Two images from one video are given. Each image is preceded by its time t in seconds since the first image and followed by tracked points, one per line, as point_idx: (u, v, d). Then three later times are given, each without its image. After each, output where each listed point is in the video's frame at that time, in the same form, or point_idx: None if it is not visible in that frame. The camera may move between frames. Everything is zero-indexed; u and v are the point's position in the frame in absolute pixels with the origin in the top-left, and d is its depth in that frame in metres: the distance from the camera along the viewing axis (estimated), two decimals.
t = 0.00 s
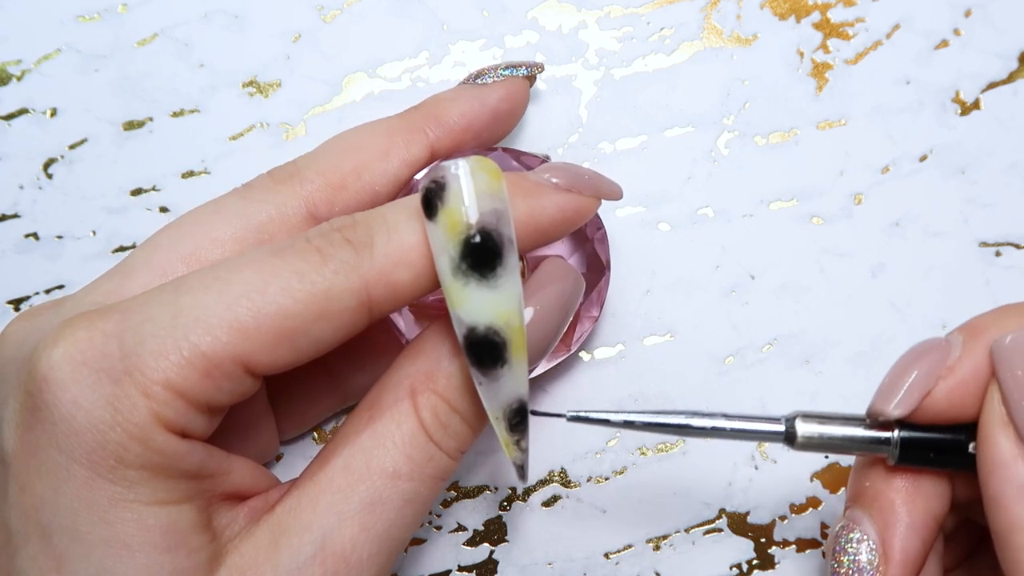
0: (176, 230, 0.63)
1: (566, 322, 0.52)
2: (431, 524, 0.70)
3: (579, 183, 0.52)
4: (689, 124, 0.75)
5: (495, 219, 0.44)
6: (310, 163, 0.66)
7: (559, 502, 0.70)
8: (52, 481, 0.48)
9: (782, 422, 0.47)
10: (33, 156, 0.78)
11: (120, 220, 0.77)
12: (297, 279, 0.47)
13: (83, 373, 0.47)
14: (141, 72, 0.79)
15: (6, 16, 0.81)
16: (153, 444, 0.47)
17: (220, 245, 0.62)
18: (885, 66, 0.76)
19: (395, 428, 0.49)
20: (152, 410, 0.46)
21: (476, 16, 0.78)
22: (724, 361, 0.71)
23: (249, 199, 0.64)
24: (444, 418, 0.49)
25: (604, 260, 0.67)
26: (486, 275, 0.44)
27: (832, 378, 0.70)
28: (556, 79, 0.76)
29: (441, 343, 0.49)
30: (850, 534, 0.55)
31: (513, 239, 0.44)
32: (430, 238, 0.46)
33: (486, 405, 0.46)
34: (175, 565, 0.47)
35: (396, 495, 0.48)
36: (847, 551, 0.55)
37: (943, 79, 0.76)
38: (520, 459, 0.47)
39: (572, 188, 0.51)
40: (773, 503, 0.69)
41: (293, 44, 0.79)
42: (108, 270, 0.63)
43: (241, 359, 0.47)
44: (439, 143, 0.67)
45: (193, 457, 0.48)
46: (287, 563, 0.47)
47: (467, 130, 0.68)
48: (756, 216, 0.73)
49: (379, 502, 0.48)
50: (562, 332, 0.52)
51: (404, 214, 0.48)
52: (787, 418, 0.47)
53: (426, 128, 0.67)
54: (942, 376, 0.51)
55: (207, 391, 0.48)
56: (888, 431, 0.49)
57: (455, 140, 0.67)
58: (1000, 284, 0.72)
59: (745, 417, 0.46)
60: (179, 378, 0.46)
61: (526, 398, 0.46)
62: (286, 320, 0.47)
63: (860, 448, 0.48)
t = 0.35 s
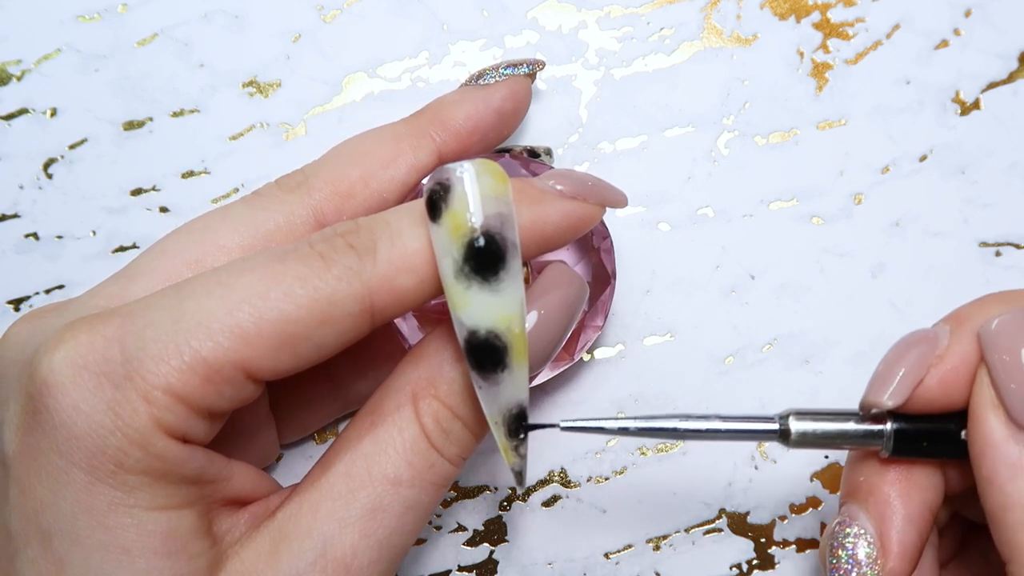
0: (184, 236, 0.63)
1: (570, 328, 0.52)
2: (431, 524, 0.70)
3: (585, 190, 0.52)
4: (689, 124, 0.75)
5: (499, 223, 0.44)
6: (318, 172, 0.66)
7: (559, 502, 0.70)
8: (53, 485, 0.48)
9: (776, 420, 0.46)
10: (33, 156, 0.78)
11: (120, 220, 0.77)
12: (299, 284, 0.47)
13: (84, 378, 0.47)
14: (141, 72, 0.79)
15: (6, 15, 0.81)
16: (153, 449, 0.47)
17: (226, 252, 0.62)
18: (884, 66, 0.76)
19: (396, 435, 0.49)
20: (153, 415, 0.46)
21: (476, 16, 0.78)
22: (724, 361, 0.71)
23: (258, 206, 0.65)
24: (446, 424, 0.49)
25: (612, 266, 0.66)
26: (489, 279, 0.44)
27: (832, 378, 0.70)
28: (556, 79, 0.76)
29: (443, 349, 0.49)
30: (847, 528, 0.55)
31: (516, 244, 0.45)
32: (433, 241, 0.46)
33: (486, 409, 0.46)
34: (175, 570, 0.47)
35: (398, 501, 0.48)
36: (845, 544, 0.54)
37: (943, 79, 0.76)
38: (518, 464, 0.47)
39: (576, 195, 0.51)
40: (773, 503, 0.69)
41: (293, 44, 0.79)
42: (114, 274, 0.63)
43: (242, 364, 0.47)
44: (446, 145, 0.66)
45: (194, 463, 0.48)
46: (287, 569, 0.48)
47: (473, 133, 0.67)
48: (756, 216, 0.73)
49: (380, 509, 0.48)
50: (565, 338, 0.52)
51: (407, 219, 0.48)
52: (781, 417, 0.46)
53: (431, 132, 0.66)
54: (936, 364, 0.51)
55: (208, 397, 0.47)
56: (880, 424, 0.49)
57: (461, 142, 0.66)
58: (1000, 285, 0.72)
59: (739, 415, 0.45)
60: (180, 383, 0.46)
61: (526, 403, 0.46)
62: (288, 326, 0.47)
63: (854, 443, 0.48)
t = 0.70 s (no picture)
0: (184, 236, 0.63)
1: (570, 329, 0.52)
2: (431, 524, 0.70)
3: (584, 191, 0.52)
4: (689, 124, 0.75)
5: (499, 223, 0.44)
6: (319, 172, 0.66)
7: (559, 502, 0.70)
8: (53, 485, 0.48)
9: (777, 417, 0.46)
10: (33, 156, 0.78)
11: (120, 220, 0.77)
12: (299, 285, 0.47)
13: (84, 378, 0.47)
14: (141, 72, 0.79)
15: (6, 15, 0.81)
16: (153, 450, 0.47)
17: (225, 253, 0.62)
18: (884, 66, 0.76)
19: (397, 435, 0.49)
20: (153, 415, 0.46)
21: (476, 16, 0.78)
22: (724, 361, 0.71)
23: (258, 207, 0.65)
24: (446, 424, 0.49)
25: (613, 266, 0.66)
26: (489, 279, 0.44)
27: (832, 378, 0.70)
28: (556, 79, 0.76)
29: (443, 350, 0.49)
30: (846, 525, 0.55)
31: (517, 244, 0.45)
32: (433, 241, 0.46)
33: (486, 409, 0.46)
34: (175, 570, 0.47)
35: (398, 502, 0.48)
36: (844, 542, 0.54)
37: (943, 79, 0.76)
38: (519, 464, 0.47)
39: (576, 196, 0.51)
40: (773, 503, 0.69)
41: (293, 44, 0.79)
42: (114, 274, 0.63)
43: (242, 365, 0.47)
44: (446, 146, 0.66)
45: (194, 464, 0.48)
46: (288, 570, 0.48)
47: (473, 133, 0.67)
48: (756, 216, 0.73)
49: (380, 509, 0.48)
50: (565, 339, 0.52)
51: (408, 220, 0.48)
52: (781, 414, 0.46)
53: (432, 133, 0.66)
54: (938, 359, 0.51)
55: (209, 397, 0.47)
56: (881, 421, 0.49)
57: (461, 143, 0.66)
58: (1000, 285, 0.72)
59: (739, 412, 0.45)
60: (180, 384, 0.46)
61: (526, 404, 0.46)
62: (288, 327, 0.47)
63: (856, 441, 0.48)
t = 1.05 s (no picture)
0: (182, 236, 0.63)
1: (570, 328, 0.52)
2: (431, 524, 0.70)
3: (584, 190, 0.52)
4: (689, 124, 0.75)
5: (498, 222, 0.44)
6: (318, 173, 0.66)
7: (559, 502, 0.70)
8: (52, 485, 0.48)
9: (769, 422, 0.46)
10: (33, 156, 0.78)
11: (120, 220, 0.77)
12: (298, 285, 0.47)
13: (83, 378, 0.47)
14: (141, 72, 0.79)
15: (6, 15, 0.81)
16: (152, 450, 0.46)
17: (225, 253, 0.62)
18: (885, 66, 0.76)
19: (396, 435, 0.49)
20: (153, 416, 0.46)
21: (476, 16, 0.78)
22: (724, 361, 0.71)
23: (258, 208, 0.64)
24: (446, 424, 0.49)
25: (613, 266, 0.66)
26: (487, 279, 0.44)
27: (832, 378, 0.70)
28: (556, 79, 0.76)
29: (443, 349, 0.49)
30: (841, 529, 0.55)
31: (515, 243, 0.45)
32: (432, 240, 0.46)
33: (484, 409, 0.46)
34: (174, 570, 0.47)
35: (398, 502, 0.48)
36: (840, 545, 0.54)
37: (944, 79, 0.76)
38: (518, 465, 0.47)
39: (575, 195, 0.51)
40: (773, 503, 0.69)
41: (293, 44, 0.79)
42: (114, 274, 0.63)
43: (241, 365, 0.47)
44: (446, 146, 0.66)
45: (193, 464, 0.48)
46: (287, 570, 0.48)
47: (473, 134, 0.67)
48: (756, 216, 0.73)
49: (380, 509, 0.48)
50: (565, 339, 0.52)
51: (407, 220, 0.48)
52: (775, 418, 0.46)
53: (432, 133, 0.66)
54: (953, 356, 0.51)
55: (207, 398, 0.47)
56: (871, 425, 0.49)
57: (461, 143, 0.66)
58: (1000, 285, 0.72)
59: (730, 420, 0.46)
60: (179, 384, 0.46)
61: (525, 404, 0.46)
62: (287, 327, 0.47)
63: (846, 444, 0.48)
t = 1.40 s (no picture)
0: (174, 235, 0.63)
1: (562, 323, 0.52)
2: (431, 524, 0.70)
3: (577, 186, 0.52)
4: (689, 124, 0.75)
5: (483, 214, 0.44)
6: (311, 171, 0.66)
7: (559, 502, 0.70)
8: (40, 483, 0.48)
9: (793, 436, 0.45)
10: (33, 156, 0.78)
11: (120, 220, 0.77)
12: (284, 281, 0.47)
13: (70, 376, 0.47)
14: (141, 72, 0.79)
15: (7, 15, 0.81)
16: (139, 447, 0.47)
17: (217, 252, 0.62)
18: (884, 66, 0.76)
19: (384, 432, 0.49)
20: (140, 413, 0.46)
21: (476, 16, 0.78)
22: (724, 361, 0.71)
23: (252, 206, 0.64)
24: (434, 421, 0.49)
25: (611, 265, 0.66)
26: (471, 270, 0.44)
27: (832, 378, 0.70)
28: (556, 79, 0.76)
29: (431, 345, 0.49)
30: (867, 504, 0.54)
31: (500, 236, 0.44)
32: (417, 233, 0.46)
33: (470, 402, 0.46)
34: (161, 567, 0.47)
35: (387, 500, 0.48)
36: (865, 520, 0.54)
37: (944, 79, 0.76)
38: (504, 459, 0.47)
39: (568, 191, 0.51)
40: (773, 503, 0.69)
41: (293, 44, 0.79)
42: (108, 273, 0.63)
43: (229, 362, 0.47)
44: (440, 142, 0.66)
45: (180, 461, 0.48)
46: (275, 568, 0.48)
47: (467, 131, 0.67)
48: (756, 216, 0.73)
49: (368, 507, 0.48)
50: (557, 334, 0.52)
51: (395, 215, 0.48)
52: (797, 431, 0.45)
53: (427, 131, 0.66)
54: (901, 414, 0.50)
55: (193, 394, 0.47)
56: (896, 445, 0.48)
57: (456, 141, 0.67)
58: (1000, 285, 0.72)
59: (754, 424, 0.44)
60: (166, 381, 0.46)
61: (511, 397, 0.46)
62: (274, 323, 0.47)
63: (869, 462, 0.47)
